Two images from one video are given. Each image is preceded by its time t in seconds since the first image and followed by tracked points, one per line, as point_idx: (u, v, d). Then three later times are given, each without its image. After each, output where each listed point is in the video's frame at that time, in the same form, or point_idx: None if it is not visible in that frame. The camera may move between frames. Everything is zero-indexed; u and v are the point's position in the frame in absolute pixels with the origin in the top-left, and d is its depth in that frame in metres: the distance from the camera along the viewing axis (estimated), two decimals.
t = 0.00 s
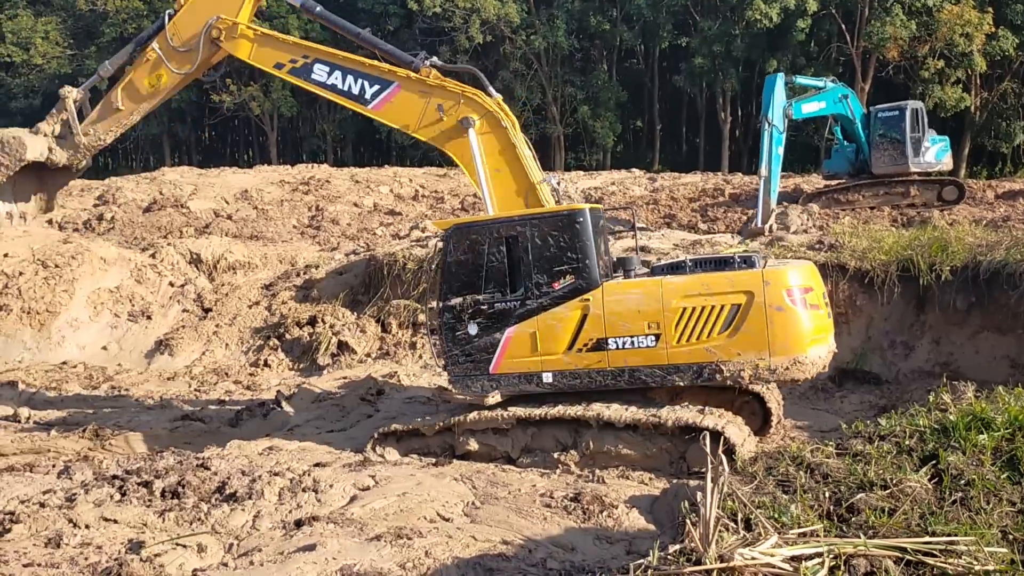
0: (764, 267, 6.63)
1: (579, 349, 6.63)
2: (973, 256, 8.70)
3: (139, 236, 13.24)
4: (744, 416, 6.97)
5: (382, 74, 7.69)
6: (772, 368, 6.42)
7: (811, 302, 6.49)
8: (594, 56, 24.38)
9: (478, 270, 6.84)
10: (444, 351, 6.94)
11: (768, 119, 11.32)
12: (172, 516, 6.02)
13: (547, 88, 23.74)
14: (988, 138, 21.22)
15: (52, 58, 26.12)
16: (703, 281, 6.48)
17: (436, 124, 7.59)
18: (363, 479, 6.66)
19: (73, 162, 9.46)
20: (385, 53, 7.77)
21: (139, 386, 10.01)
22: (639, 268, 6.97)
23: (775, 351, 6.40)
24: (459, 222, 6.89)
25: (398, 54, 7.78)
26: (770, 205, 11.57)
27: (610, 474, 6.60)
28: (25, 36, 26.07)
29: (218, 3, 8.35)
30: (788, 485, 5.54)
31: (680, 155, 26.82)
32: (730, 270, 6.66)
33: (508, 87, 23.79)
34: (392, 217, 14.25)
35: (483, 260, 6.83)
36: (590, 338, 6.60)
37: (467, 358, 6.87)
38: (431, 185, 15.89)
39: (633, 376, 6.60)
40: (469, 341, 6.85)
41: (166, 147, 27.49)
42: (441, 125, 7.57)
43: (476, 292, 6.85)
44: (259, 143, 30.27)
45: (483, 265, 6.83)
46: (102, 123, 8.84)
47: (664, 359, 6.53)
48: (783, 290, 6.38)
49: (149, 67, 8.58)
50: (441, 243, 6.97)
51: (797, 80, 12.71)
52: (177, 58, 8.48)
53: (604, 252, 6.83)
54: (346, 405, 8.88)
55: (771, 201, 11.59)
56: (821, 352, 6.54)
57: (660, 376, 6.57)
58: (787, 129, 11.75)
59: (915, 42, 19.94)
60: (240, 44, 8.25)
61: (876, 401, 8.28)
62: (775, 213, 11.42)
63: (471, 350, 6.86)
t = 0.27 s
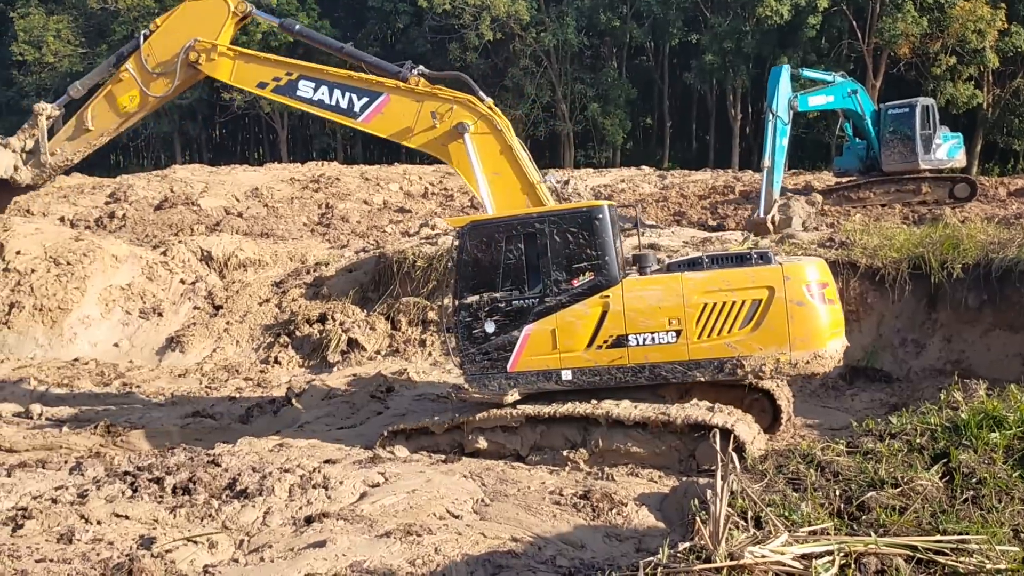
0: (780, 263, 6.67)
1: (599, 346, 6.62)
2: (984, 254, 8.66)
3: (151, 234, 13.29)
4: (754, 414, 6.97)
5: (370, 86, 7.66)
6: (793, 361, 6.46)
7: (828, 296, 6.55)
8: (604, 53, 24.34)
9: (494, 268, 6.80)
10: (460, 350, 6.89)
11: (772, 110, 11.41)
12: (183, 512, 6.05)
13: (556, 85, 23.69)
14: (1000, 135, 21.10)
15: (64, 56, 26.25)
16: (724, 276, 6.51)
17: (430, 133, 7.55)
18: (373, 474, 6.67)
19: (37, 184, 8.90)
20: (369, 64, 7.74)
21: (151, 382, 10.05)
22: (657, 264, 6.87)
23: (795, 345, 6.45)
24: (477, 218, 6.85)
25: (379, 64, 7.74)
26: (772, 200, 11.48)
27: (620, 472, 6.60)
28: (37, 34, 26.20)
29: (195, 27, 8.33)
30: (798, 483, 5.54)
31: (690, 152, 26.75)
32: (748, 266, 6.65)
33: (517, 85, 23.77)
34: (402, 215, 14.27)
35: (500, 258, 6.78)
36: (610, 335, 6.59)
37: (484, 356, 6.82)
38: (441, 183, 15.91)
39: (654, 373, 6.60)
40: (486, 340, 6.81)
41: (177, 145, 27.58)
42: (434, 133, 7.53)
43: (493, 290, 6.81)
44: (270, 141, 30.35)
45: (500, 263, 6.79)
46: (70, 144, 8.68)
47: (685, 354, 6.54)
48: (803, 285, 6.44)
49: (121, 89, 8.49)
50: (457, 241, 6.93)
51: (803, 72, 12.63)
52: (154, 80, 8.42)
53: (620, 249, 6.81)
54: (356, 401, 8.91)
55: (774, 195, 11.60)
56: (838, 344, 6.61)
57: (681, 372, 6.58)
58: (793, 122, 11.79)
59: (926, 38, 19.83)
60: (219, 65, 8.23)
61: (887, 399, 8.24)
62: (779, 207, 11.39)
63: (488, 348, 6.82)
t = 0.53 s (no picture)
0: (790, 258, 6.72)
1: (613, 343, 6.60)
2: (994, 252, 8.62)
3: (159, 231, 13.33)
4: (760, 411, 7.00)
5: (353, 104, 7.64)
6: (807, 355, 6.50)
7: (837, 289, 6.60)
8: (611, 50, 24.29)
9: (506, 266, 6.75)
10: (471, 349, 6.84)
11: (772, 95, 11.54)
12: (191, 509, 6.08)
13: (564, 82, 23.66)
14: (1010, 132, 20.99)
15: (73, 54, 26.32)
16: (737, 272, 6.53)
17: (418, 145, 7.55)
18: (380, 471, 6.68)
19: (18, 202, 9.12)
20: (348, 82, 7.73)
21: (160, 379, 10.09)
22: (666, 261, 6.86)
23: (809, 339, 6.49)
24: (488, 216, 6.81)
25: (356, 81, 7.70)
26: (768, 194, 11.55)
27: (627, 469, 6.60)
28: (46, 33, 26.28)
29: (170, 60, 8.34)
30: (806, 481, 5.53)
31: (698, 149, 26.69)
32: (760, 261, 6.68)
33: (525, 82, 23.75)
34: (409, 212, 14.27)
35: (512, 256, 6.74)
36: (624, 332, 6.57)
37: (496, 355, 6.78)
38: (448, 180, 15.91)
39: (668, 369, 6.59)
40: (498, 338, 6.77)
41: (185, 143, 27.66)
42: (422, 145, 7.54)
43: (505, 288, 6.77)
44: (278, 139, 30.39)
45: (512, 260, 6.74)
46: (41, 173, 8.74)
47: (699, 350, 6.55)
48: (815, 279, 6.48)
49: (92, 121, 8.49)
50: (468, 240, 6.88)
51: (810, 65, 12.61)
52: (125, 113, 8.42)
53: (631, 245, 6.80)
54: (363, 399, 8.93)
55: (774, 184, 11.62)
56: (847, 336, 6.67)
57: (696, 368, 6.58)
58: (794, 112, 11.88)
59: (936, 34, 19.73)
60: (195, 97, 8.17)
61: (895, 397, 8.21)
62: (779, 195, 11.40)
63: (500, 347, 6.78)
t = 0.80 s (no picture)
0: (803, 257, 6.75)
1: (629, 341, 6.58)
2: (1006, 250, 8.56)
3: (168, 229, 13.37)
4: (771, 411, 6.97)
5: (344, 123, 7.64)
6: (822, 353, 6.53)
7: (850, 287, 6.62)
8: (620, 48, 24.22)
9: (522, 263, 6.71)
10: (485, 346, 6.79)
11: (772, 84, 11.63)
12: (200, 506, 6.10)
13: (573, 80, 23.62)
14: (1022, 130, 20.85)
15: (83, 52, 26.42)
16: (754, 270, 6.54)
17: (413, 157, 7.56)
18: (389, 469, 6.68)
19: None
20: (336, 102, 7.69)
21: (169, 377, 10.12)
22: (681, 258, 6.84)
23: (824, 337, 6.51)
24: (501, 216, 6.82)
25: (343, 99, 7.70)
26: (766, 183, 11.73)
27: (636, 468, 6.58)
28: (56, 31, 26.38)
29: (155, 94, 8.12)
30: (816, 480, 5.51)
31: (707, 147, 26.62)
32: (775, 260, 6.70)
33: (533, 80, 23.73)
34: (418, 210, 14.27)
35: (527, 252, 6.70)
36: (640, 330, 6.56)
37: (512, 353, 6.75)
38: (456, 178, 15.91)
39: (684, 367, 6.58)
40: (513, 335, 6.73)
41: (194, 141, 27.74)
42: (416, 157, 7.56)
43: (520, 285, 6.72)
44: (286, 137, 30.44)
45: (528, 257, 6.71)
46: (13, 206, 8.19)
47: (715, 348, 6.55)
48: (831, 277, 6.50)
49: (75, 152, 8.13)
50: (483, 237, 6.83)
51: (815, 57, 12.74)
52: (109, 147, 8.14)
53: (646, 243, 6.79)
54: (372, 396, 8.94)
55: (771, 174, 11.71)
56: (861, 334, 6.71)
57: (712, 365, 6.58)
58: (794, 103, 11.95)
59: (947, 31, 19.60)
60: (177, 129, 8.06)
61: (905, 397, 8.17)
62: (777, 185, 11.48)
63: (515, 345, 6.74)
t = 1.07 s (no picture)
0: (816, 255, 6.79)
1: (644, 339, 6.60)
2: (1017, 249, 8.53)
3: (180, 226, 13.44)
4: (780, 410, 6.99)
5: (339, 142, 7.37)
6: (835, 350, 6.57)
7: (863, 284, 6.66)
8: (630, 46, 24.20)
9: (537, 261, 6.72)
10: (500, 344, 6.79)
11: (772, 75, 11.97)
12: (212, 502, 6.14)
13: (582, 78, 23.62)
14: None
15: (95, 51, 26.56)
16: (768, 268, 6.58)
17: (411, 172, 7.37)
18: (399, 466, 6.71)
19: None
20: (329, 124, 7.39)
21: (180, 374, 10.18)
22: (693, 256, 6.87)
23: (838, 334, 6.54)
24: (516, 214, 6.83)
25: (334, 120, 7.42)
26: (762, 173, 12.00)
27: (645, 466, 6.60)
28: (68, 29, 26.52)
29: (149, 128, 7.59)
30: (826, 479, 5.51)
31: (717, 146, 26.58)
32: (787, 258, 6.73)
33: (543, 78, 23.75)
34: (428, 208, 14.30)
35: (542, 250, 6.72)
36: (655, 328, 6.58)
37: (526, 351, 6.75)
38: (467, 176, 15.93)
39: (699, 364, 6.60)
40: (527, 334, 6.73)
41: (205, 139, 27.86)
42: (415, 170, 7.37)
43: (535, 283, 6.73)
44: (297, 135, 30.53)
45: (543, 255, 6.72)
46: None
47: (730, 345, 6.58)
48: (844, 275, 6.54)
49: (65, 189, 7.62)
50: (498, 234, 6.85)
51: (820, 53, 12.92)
52: (101, 183, 7.63)
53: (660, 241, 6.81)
54: (382, 393, 8.97)
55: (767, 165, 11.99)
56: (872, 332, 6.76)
57: (726, 363, 6.60)
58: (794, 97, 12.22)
59: (959, 30, 19.52)
60: (171, 163, 7.59)
61: (915, 396, 8.15)
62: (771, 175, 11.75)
63: (530, 342, 6.74)
